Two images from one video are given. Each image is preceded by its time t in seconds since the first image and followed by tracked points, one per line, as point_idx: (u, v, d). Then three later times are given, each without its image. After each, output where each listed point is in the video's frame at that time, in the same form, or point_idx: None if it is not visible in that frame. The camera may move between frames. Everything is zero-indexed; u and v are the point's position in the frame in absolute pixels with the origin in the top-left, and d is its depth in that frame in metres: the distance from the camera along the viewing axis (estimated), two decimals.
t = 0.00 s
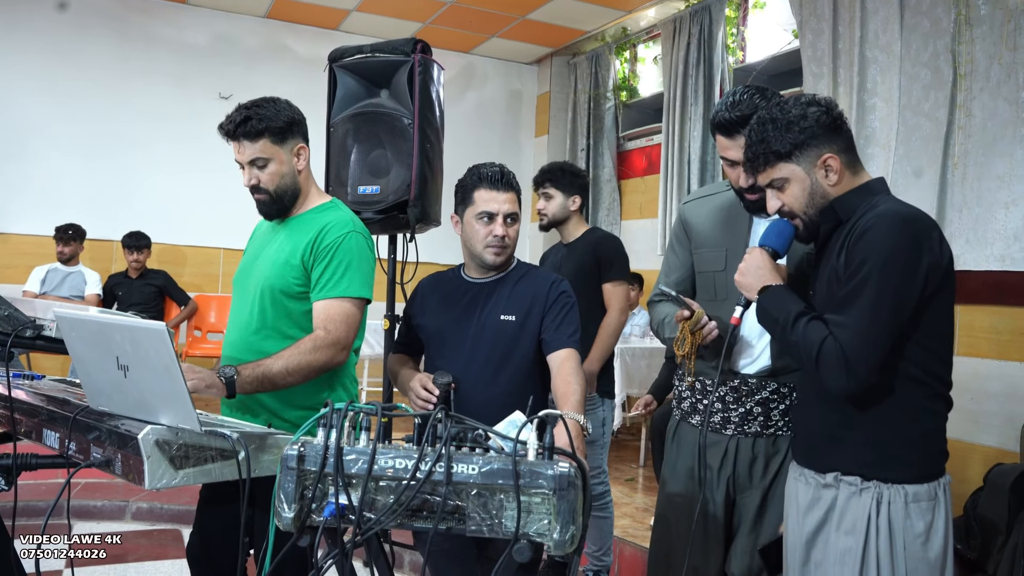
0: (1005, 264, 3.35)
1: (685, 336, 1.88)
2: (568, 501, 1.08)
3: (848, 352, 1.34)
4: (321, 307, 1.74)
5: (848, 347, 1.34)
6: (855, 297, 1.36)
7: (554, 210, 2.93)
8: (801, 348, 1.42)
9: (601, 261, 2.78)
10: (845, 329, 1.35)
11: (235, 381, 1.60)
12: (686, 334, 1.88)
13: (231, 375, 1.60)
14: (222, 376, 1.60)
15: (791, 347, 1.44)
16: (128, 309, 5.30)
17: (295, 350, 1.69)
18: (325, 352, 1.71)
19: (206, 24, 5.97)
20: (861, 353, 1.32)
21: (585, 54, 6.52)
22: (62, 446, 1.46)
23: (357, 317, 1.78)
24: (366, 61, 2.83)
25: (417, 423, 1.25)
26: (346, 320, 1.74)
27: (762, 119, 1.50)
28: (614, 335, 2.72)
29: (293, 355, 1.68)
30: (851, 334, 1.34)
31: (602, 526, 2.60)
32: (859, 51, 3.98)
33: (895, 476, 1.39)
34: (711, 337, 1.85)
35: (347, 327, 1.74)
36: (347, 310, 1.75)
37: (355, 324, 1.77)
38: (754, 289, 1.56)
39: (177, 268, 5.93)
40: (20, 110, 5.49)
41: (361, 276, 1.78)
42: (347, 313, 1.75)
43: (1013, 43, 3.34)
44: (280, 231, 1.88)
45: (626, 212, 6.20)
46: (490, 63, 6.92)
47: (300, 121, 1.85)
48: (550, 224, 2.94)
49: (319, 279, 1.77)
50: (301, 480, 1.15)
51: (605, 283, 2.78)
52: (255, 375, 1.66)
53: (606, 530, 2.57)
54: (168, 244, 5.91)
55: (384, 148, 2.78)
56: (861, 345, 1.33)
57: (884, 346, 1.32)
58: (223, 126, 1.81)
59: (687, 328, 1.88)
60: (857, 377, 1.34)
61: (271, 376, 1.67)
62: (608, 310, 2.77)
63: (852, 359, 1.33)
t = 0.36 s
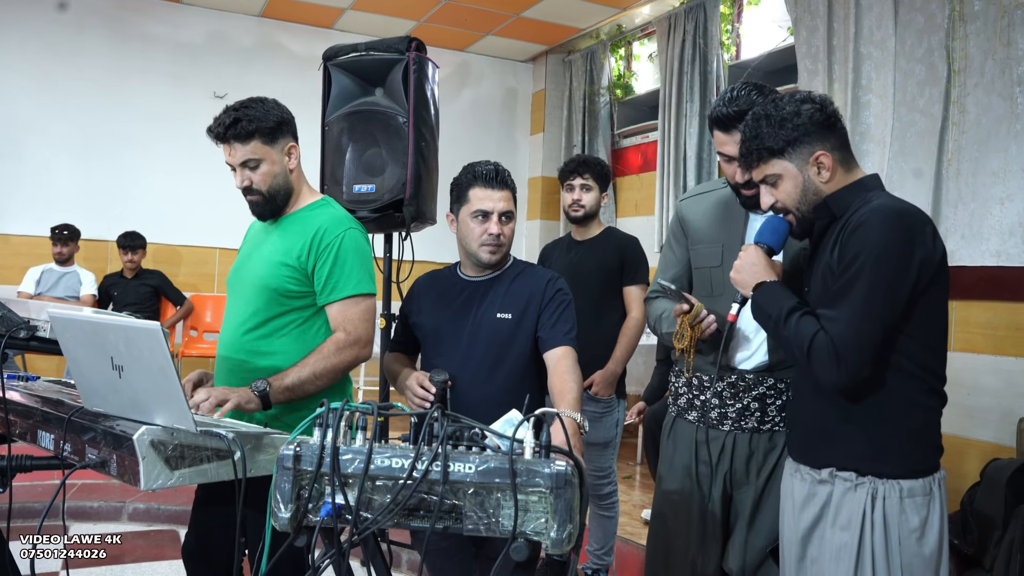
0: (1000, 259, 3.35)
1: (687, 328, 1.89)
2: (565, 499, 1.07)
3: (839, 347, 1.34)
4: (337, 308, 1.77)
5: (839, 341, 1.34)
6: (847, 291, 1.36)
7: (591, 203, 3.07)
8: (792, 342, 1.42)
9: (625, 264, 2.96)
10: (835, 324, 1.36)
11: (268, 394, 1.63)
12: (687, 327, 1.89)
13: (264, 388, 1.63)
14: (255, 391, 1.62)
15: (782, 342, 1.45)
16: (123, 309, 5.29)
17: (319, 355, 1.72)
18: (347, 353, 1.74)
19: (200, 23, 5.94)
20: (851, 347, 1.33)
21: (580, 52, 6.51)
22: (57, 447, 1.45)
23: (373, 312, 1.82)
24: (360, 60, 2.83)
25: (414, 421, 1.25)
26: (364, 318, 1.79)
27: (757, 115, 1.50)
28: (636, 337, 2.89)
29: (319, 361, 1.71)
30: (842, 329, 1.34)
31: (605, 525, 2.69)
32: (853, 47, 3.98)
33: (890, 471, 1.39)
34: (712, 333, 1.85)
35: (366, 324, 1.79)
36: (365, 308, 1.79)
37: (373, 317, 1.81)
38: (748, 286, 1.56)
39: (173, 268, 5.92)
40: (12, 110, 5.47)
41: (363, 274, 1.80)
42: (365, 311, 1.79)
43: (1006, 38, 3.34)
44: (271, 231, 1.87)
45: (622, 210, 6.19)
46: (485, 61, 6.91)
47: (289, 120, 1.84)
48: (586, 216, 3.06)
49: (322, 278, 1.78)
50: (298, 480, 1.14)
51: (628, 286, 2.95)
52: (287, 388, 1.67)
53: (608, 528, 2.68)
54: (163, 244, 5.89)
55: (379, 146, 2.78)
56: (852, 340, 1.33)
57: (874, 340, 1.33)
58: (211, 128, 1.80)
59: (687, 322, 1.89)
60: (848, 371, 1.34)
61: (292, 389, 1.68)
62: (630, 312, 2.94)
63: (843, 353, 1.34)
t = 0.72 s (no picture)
0: (993, 256, 3.36)
1: (676, 331, 1.87)
2: (562, 500, 1.08)
3: (829, 343, 1.35)
4: (334, 306, 1.77)
5: (829, 337, 1.35)
6: (838, 288, 1.37)
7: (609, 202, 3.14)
8: (784, 338, 1.43)
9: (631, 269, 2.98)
10: (826, 320, 1.37)
11: (256, 383, 1.64)
12: (675, 331, 1.87)
13: (251, 378, 1.63)
14: (243, 381, 1.63)
15: (774, 338, 1.46)
16: (117, 312, 5.27)
17: (311, 350, 1.72)
18: (338, 351, 1.74)
19: (193, 24, 5.93)
20: (842, 342, 1.34)
21: (574, 51, 6.52)
22: (54, 452, 1.45)
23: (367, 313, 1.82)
24: (354, 60, 2.83)
25: (412, 423, 1.25)
26: (360, 318, 1.79)
27: (753, 114, 1.50)
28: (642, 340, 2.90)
29: (309, 355, 1.71)
30: (832, 325, 1.35)
31: (604, 526, 2.68)
32: (846, 45, 3.99)
33: (885, 468, 1.39)
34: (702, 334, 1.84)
35: (360, 324, 1.78)
36: (359, 309, 1.78)
37: (366, 317, 1.81)
38: (742, 283, 1.57)
39: (167, 270, 5.90)
40: (4, 113, 5.45)
41: (364, 274, 1.81)
42: (359, 311, 1.78)
43: (998, 36, 3.35)
44: (270, 233, 1.87)
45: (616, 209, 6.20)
46: (478, 61, 6.91)
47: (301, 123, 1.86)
48: (604, 213, 3.10)
49: (324, 279, 1.78)
50: (295, 483, 1.14)
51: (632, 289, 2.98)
52: (273, 379, 1.67)
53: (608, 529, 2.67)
54: (157, 246, 5.87)
55: (373, 147, 2.78)
56: (842, 335, 1.34)
57: (865, 336, 1.33)
58: (221, 125, 1.78)
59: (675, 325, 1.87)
60: (838, 367, 1.35)
61: (281, 379, 1.68)
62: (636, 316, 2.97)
63: (833, 349, 1.35)
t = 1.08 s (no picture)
0: (980, 256, 3.40)
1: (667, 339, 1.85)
2: (560, 505, 1.09)
3: (816, 345, 1.37)
4: (337, 316, 1.79)
5: (816, 339, 1.37)
6: (825, 290, 1.38)
7: (608, 205, 3.15)
8: (772, 341, 1.45)
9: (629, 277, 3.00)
10: (814, 322, 1.38)
11: (266, 399, 1.62)
12: (667, 338, 1.85)
13: (261, 393, 1.61)
14: (253, 396, 1.61)
15: (763, 341, 1.47)
16: (108, 320, 5.25)
17: (318, 361, 1.73)
18: (346, 360, 1.76)
19: (181, 30, 5.92)
20: (829, 344, 1.36)
21: (562, 55, 6.53)
22: (50, 463, 1.45)
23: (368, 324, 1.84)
24: (345, 67, 2.83)
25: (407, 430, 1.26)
26: (363, 327, 1.81)
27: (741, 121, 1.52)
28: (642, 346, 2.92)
29: (318, 366, 1.72)
30: (820, 327, 1.37)
31: (599, 530, 2.69)
32: (832, 47, 4.03)
33: (877, 469, 1.41)
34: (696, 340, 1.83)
35: (364, 333, 1.81)
36: (363, 318, 1.81)
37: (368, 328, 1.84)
38: (732, 287, 1.58)
39: (158, 278, 5.88)
40: None
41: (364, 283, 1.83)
42: (363, 320, 1.81)
43: (983, 38, 3.39)
44: (263, 241, 1.87)
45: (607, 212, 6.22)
46: (467, 65, 6.92)
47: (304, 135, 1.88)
48: (602, 216, 3.11)
49: (327, 289, 1.80)
50: (293, 491, 1.15)
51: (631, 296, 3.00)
52: (284, 394, 1.67)
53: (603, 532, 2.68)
54: (148, 253, 5.85)
55: (364, 154, 2.78)
56: (829, 337, 1.36)
57: (852, 338, 1.35)
58: (230, 132, 1.78)
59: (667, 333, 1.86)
60: (826, 369, 1.37)
61: (290, 394, 1.69)
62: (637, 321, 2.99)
63: (821, 351, 1.36)
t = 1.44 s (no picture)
0: (978, 260, 3.42)
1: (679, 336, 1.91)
2: (564, 508, 1.10)
3: (814, 348, 1.38)
4: (318, 314, 1.79)
5: (814, 343, 1.38)
6: (822, 294, 1.40)
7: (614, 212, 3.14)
8: (771, 345, 1.46)
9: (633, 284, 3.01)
10: (811, 326, 1.39)
11: (236, 380, 1.70)
12: (679, 335, 1.92)
13: (232, 374, 1.70)
14: (224, 377, 1.70)
15: (761, 346, 1.48)
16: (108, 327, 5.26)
17: (294, 355, 1.74)
18: (323, 357, 1.76)
19: (181, 38, 5.94)
20: (826, 348, 1.37)
21: (561, 61, 6.56)
22: (56, 469, 1.45)
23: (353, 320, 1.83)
24: (346, 75, 2.85)
25: (414, 435, 1.27)
26: (344, 322, 1.80)
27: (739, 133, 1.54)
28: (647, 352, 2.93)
29: (292, 361, 1.74)
30: (817, 330, 1.38)
31: (600, 534, 2.70)
32: (831, 53, 4.05)
33: (876, 471, 1.43)
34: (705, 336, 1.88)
35: (345, 329, 1.80)
36: (344, 314, 1.80)
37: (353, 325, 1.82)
38: (734, 295, 1.59)
39: (158, 284, 5.89)
40: None
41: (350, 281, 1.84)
42: (346, 316, 1.80)
43: (978, 43, 3.42)
44: (251, 244, 1.88)
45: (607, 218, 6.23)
46: (466, 71, 6.94)
47: (246, 138, 1.82)
48: (608, 224, 3.11)
49: (309, 287, 1.80)
50: (300, 496, 1.16)
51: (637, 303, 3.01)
52: (256, 379, 1.71)
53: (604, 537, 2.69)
54: (148, 260, 5.86)
55: (366, 161, 2.80)
56: (826, 340, 1.37)
57: (848, 340, 1.37)
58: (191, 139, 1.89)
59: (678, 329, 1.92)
60: (823, 372, 1.38)
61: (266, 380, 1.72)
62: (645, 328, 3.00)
63: (818, 355, 1.38)
